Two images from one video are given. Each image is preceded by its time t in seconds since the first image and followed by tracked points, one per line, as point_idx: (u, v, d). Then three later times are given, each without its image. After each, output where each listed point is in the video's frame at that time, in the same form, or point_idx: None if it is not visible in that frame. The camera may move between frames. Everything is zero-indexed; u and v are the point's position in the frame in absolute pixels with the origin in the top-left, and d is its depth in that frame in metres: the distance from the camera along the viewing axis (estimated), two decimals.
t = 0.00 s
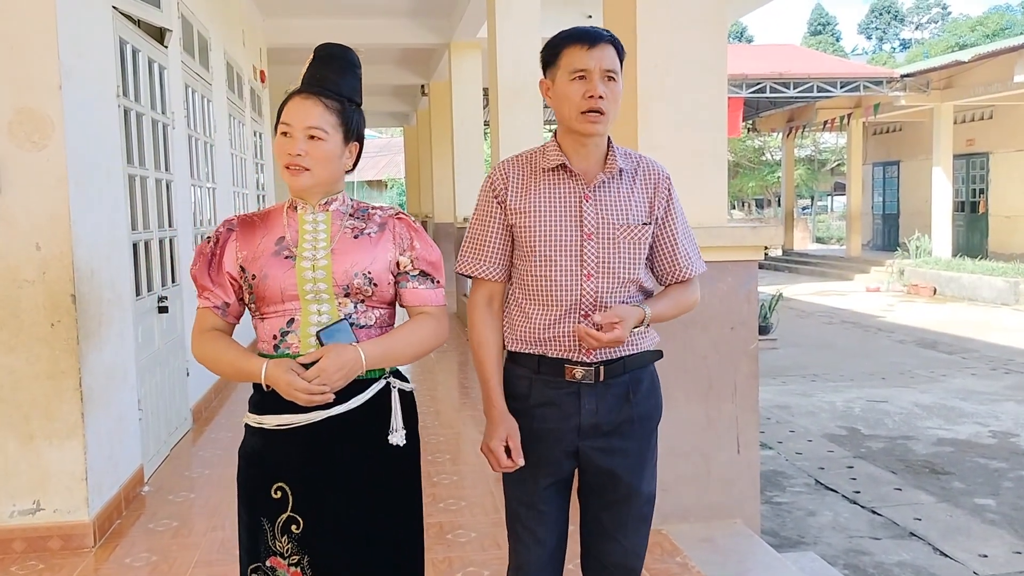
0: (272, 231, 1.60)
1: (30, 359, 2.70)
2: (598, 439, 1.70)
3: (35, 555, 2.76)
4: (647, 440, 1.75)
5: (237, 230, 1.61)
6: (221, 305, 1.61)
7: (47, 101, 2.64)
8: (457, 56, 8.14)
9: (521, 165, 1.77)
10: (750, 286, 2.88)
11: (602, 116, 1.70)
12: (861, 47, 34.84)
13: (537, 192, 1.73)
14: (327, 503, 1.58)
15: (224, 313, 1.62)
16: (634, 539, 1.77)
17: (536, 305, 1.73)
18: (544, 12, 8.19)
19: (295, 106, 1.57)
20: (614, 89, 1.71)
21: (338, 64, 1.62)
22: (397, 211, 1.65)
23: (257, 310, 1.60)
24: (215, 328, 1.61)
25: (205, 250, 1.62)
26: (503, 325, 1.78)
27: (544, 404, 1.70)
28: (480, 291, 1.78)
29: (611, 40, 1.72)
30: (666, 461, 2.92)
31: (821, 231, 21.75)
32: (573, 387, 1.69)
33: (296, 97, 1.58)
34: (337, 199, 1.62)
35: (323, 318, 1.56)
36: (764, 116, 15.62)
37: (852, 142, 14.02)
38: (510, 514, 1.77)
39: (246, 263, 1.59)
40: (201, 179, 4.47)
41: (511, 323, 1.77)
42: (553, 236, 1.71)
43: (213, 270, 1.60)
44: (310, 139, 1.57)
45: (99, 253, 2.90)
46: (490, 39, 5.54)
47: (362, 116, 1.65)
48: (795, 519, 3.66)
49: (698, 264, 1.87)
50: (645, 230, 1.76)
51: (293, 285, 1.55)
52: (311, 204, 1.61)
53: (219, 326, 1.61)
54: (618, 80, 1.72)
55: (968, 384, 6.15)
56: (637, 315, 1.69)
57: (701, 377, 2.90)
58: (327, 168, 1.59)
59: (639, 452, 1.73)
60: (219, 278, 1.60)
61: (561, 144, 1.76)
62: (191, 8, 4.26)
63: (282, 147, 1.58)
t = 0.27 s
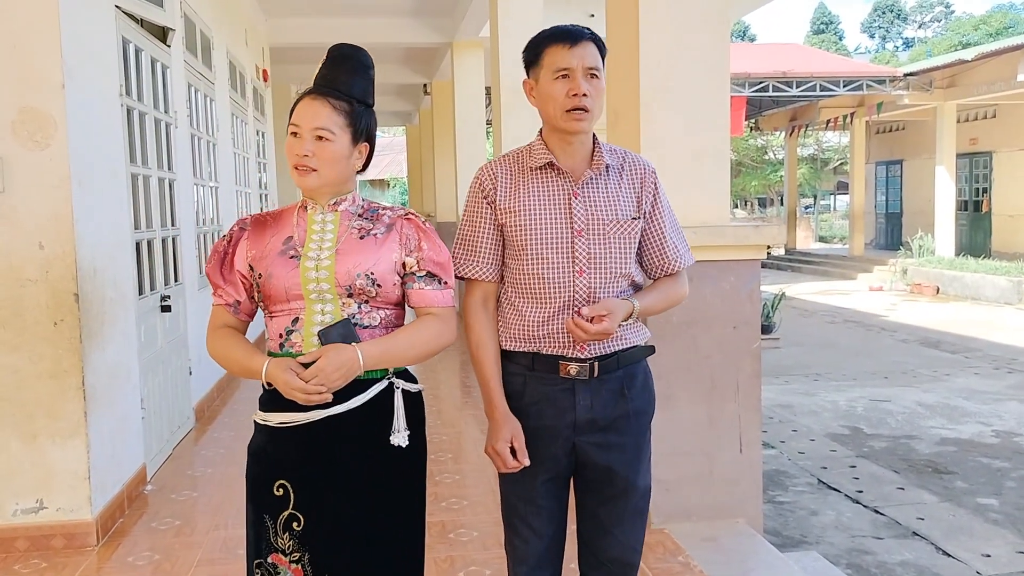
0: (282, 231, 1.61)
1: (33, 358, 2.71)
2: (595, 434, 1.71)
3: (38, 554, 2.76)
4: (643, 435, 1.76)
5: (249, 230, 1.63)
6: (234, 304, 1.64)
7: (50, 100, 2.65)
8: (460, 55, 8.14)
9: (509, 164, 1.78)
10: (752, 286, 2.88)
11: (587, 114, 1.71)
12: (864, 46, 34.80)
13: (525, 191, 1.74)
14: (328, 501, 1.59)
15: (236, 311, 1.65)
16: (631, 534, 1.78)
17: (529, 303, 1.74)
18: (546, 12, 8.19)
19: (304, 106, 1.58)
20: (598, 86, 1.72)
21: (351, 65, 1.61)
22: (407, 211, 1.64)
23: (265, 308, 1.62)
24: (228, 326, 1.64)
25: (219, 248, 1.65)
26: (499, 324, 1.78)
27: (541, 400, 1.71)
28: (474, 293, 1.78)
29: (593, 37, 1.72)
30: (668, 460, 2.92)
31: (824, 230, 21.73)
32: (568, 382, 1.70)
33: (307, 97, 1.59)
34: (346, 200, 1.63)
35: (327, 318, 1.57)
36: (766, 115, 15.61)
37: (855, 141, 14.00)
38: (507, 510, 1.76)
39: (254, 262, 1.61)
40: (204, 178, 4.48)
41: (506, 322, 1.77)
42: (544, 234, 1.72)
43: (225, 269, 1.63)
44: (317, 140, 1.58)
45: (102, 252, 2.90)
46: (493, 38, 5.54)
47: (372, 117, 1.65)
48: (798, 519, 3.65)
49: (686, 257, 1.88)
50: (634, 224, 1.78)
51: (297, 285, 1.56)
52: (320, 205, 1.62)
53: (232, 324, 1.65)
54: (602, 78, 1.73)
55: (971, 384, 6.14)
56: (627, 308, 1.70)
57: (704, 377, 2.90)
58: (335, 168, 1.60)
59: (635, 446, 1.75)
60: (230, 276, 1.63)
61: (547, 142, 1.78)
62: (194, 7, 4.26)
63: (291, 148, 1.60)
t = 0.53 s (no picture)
0: (295, 229, 1.63)
1: (44, 358, 2.72)
2: (597, 430, 1.72)
3: (49, 552, 2.77)
4: (645, 431, 1.77)
5: (263, 229, 1.65)
6: (248, 301, 1.66)
7: (61, 101, 2.66)
8: (469, 55, 8.13)
9: (507, 164, 1.78)
10: (762, 286, 2.88)
11: (582, 113, 1.71)
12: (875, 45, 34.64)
13: (524, 190, 1.74)
14: (334, 499, 1.59)
15: (251, 309, 1.67)
16: (634, 530, 1.79)
17: (530, 301, 1.74)
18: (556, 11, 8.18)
19: (316, 106, 1.58)
20: (593, 85, 1.72)
21: (365, 65, 1.61)
22: (419, 211, 1.63)
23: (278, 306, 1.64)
24: (243, 323, 1.67)
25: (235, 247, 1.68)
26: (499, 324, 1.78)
27: (543, 398, 1.72)
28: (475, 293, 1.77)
29: (587, 36, 1.72)
30: (676, 460, 2.91)
31: (835, 230, 21.65)
32: (569, 380, 1.71)
33: (321, 97, 1.59)
34: (358, 199, 1.63)
35: (335, 317, 1.57)
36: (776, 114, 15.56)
37: (866, 140, 13.95)
38: (511, 507, 1.77)
39: (267, 261, 1.62)
40: (214, 178, 4.49)
41: (507, 321, 1.77)
42: (544, 232, 1.72)
43: (239, 267, 1.66)
44: (328, 140, 1.58)
45: (112, 252, 2.92)
46: (502, 37, 5.54)
47: (385, 116, 1.65)
48: (807, 519, 3.64)
49: (684, 252, 1.89)
50: (632, 222, 1.79)
51: (306, 284, 1.57)
52: (333, 204, 1.63)
53: (247, 321, 1.67)
54: (596, 76, 1.73)
55: (983, 384, 6.10)
56: (626, 305, 1.71)
57: (713, 377, 2.90)
58: (346, 169, 1.60)
59: (637, 442, 1.76)
60: (245, 274, 1.65)
61: (543, 141, 1.78)
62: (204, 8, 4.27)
63: (303, 148, 1.60)
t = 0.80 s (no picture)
0: (316, 229, 1.64)
1: (69, 357, 2.75)
2: (614, 427, 1.73)
3: (73, 549, 2.80)
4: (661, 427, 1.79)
5: (287, 229, 1.67)
6: (271, 299, 1.68)
7: (86, 102, 2.69)
8: (490, 55, 8.13)
9: (518, 165, 1.78)
10: (784, 286, 2.86)
11: (599, 115, 1.72)
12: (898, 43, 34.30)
13: (538, 192, 1.74)
14: (347, 497, 1.59)
15: (273, 307, 1.69)
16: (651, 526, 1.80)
17: (547, 302, 1.74)
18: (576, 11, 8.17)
19: (338, 106, 1.59)
20: (608, 87, 1.73)
21: (389, 66, 1.61)
22: (438, 212, 1.63)
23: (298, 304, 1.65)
24: (265, 321, 1.68)
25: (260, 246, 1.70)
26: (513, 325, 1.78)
27: (561, 396, 1.72)
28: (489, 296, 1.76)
29: (602, 39, 1.73)
30: (698, 461, 2.89)
31: (858, 230, 21.47)
32: (587, 377, 1.71)
33: (343, 97, 1.60)
34: (378, 200, 1.63)
35: (351, 316, 1.57)
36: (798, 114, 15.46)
37: (889, 139, 13.83)
38: (530, 506, 1.77)
39: (288, 260, 1.64)
40: (236, 179, 4.53)
41: (522, 322, 1.76)
42: (559, 234, 1.72)
43: (263, 265, 1.68)
44: (348, 141, 1.58)
45: (137, 253, 2.94)
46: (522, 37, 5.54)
47: (407, 117, 1.64)
48: (830, 521, 3.61)
49: (689, 248, 1.92)
50: (642, 221, 1.80)
51: (324, 283, 1.57)
52: (354, 204, 1.64)
53: (269, 319, 1.69)
54: (610, 79, 1.74)
55: (1009, 386, 6.03)
56: (643, 303, 1.73)
57: (735, 378, 2.88)
58: (364, 169, 1.60)
59: (654, 437, 1.77)
60: (267, 273, 1.67)
61: (555, 143, 1.78)
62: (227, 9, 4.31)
63: (324, 147, 1.61)
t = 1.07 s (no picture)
0: (336, 229, 1.65)
1: (96, 355, 2.78)
2: (638, 424, 1.74)
3: (98, 545, 2.83)
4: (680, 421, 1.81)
5: (307, 228, 1.67)
6: (291, 298, 1.69)
7: (113, 104, 2.71)
8: (512, 55, 8.13)
9: (536, 168, 1.76)
10: (808, 286, 2.84)
11: (622, 119, 1.73)
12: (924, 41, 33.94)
13: (560, 193, 1.73)
14: (363, 496, 1.60)
15: (294, 306, 1.69)
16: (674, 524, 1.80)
17: (572, 305, 1.73)
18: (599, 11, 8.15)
19: (358, 106, 1.60)
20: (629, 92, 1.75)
21: (409, 67, 1.61)
22: (456, 213, 1.63)
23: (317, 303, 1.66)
24: (286, 319, 1.69)
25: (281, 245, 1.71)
26: (536, 328, 1.76)
27: (585, 396, 1.72)
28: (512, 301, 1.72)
29: (621, 44, 1.75)
30: (719, 463, 2.87)
31: (883, 230, 21.27)
32: (611, 377, 1.72)
33: (363, 97, 1.60)
34: (397, 200, 1.64)
35: (368, 316, 1.57)
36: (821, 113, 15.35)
37: (915, 139, 13.69)
38: (553, 506, 1.76)
39: (308, 259, 1.64)
40: (260, 179, 4.55)
41: (546, 325, 1.74)
42: (583, 236, 1.72)
43: (283, 264, 1.68)
44: (366, 141, 1.59)
45: (162, 252, 2.97)
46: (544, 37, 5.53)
47: (425, 118, 1.64)
48: (854, 524, 3.58)
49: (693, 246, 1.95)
50: (656, 220, 1.82)
51: (342, 283, 1.58)
52: (373, 204, 1.64)
53: (290, 318, 1.69)
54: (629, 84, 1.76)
55: None
56: (665, 302, 1.75)
57: (758, 378, 2.86)
58: (382, 169, 1.60)
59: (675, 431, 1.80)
60: (287, 271, 1.68)
61: (573, 144, 1.78)
62: (251, 11, 4.34)
63: (343, 146, 1.62)
